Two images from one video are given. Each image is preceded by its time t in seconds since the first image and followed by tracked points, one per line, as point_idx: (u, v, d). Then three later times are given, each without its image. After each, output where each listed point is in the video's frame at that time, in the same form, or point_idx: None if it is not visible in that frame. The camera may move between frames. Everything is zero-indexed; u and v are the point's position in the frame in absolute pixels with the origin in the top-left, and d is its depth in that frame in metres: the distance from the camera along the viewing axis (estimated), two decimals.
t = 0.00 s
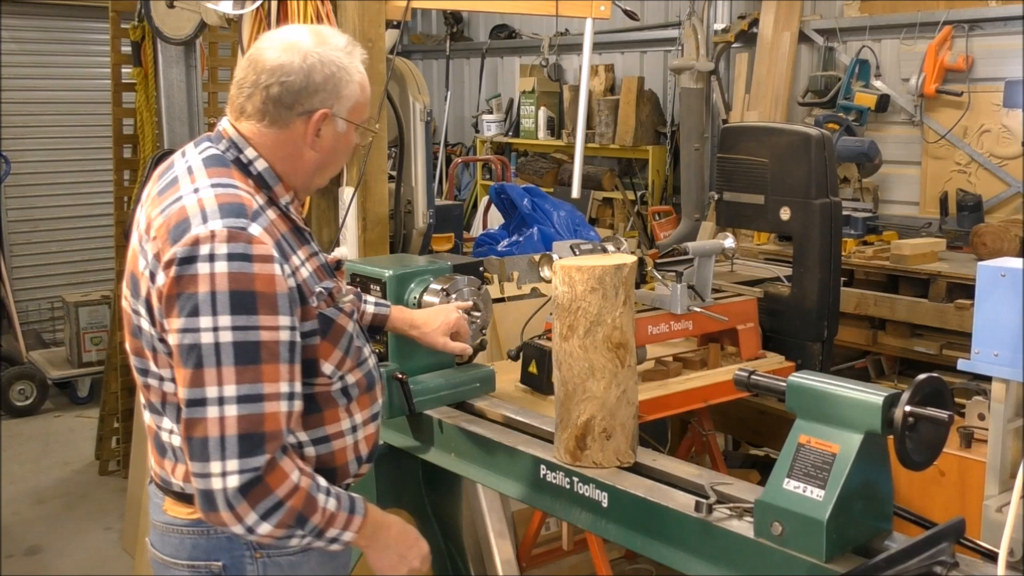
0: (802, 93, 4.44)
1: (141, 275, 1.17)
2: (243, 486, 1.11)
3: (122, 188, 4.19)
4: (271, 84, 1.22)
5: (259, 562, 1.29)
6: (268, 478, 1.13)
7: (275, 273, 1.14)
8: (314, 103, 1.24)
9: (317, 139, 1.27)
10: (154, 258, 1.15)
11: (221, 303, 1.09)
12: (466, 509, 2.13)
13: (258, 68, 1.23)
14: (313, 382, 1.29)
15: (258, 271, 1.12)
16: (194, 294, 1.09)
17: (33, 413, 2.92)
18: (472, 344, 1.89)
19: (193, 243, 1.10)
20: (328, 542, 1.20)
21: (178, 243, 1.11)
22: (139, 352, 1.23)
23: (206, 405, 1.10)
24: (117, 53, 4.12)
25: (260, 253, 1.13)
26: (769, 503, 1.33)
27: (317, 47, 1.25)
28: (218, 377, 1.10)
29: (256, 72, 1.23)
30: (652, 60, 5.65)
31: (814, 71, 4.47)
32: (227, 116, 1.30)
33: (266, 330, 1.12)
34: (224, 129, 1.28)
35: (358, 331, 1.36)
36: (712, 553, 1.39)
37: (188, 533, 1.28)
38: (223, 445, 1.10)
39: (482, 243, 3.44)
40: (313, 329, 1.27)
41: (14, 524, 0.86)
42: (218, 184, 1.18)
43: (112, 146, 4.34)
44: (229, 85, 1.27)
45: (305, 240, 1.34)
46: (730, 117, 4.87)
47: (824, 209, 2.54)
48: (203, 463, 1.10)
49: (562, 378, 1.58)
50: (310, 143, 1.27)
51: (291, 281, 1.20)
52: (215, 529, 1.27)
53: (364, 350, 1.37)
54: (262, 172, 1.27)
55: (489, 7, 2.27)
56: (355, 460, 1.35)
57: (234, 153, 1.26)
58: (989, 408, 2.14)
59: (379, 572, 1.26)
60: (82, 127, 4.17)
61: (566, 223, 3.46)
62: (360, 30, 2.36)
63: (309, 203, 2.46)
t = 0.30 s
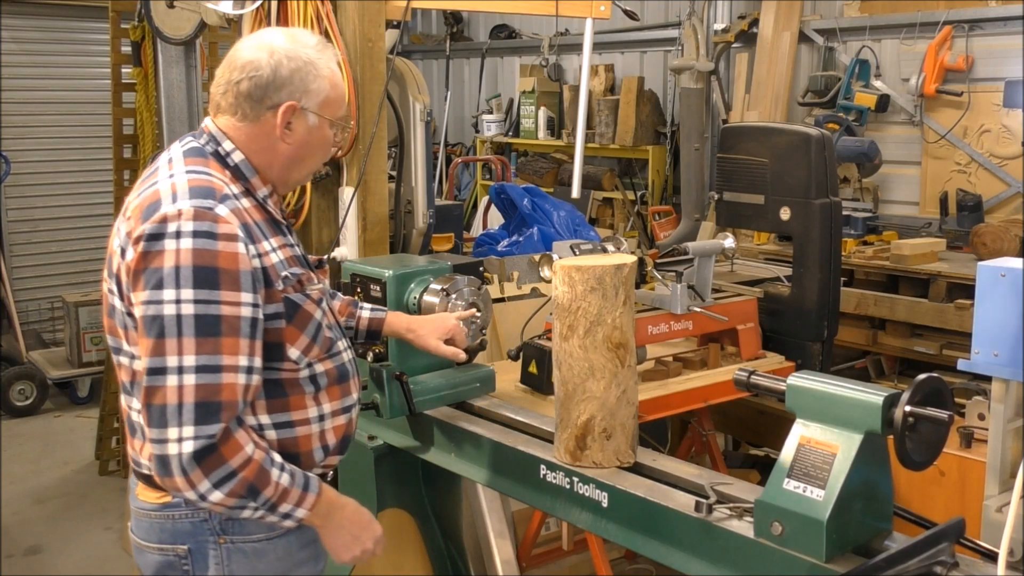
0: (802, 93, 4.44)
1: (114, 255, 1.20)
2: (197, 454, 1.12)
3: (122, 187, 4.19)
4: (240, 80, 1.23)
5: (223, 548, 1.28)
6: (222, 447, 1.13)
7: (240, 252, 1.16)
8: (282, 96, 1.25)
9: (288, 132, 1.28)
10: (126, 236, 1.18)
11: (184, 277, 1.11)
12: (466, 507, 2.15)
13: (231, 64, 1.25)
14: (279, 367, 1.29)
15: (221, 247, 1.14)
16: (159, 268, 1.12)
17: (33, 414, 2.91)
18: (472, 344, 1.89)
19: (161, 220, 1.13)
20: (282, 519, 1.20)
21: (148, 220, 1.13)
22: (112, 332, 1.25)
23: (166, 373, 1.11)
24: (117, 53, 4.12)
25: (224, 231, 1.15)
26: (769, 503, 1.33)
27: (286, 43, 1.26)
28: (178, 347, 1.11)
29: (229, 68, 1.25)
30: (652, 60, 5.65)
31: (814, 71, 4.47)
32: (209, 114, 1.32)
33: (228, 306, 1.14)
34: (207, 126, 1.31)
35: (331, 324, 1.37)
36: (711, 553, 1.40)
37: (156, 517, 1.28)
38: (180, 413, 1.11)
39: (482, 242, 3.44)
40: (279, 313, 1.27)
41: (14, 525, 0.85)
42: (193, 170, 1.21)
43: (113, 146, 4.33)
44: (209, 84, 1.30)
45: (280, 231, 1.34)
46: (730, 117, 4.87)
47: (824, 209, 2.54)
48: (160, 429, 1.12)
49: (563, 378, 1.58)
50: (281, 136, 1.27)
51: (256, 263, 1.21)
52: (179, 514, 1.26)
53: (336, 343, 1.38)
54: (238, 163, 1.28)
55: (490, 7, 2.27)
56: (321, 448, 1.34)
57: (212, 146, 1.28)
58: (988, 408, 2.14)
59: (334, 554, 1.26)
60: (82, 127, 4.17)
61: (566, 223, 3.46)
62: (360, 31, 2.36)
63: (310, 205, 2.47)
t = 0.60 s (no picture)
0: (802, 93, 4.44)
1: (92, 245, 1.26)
2: (158, 431, 1.16)
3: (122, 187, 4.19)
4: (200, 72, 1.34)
5: (209, 541, 1.33)
6: (185, 427, 1.17)
7: (204, 237, 1.21)
8: (217, 75, 1.31)
9: (230, 113, 1.32)
10: (100, 225, 1.24)
11: (147, 259, 1.17)
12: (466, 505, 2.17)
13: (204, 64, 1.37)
14: (255, 358, 1.31)
15: (185, 232, 1.19)
16: (126, 251, 1.17)
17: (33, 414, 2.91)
18: (472, 344, 1.89)
19: (130, 206, 1.19)
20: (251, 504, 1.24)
21: (117, 206, 1.20)
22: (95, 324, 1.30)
23: (130, 352, 1.16)
24: (116, 54, 4.12)
25: (189, 216, 1.20)
26: (769, 504, 1.33)
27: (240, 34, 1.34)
28: (141, 327, 1.16)
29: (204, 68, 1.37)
30: (652, 60, 5.65)
31: (814, 71, 4.46)
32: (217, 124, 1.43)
33: (190, 288, 1.19)
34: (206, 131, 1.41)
35: (313, 320, 1.39)
36: (711, 553, 1.40)
37: (144, 510, 1.33)
38: (142, 392, 1.15)
39: (482, 243, 3.43)
40: (248, 301, 1.29)
41: (15, 524, 0.86)
42: (170, 165, 1.28)
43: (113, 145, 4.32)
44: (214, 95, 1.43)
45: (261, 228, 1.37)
46: (730, 117, 4.86)
47: (824, 209, 2.54)
48: (125, 408, 1.16)
49: (562, 378, 1.58)
50: (224, 117, 1.32)
51: (223, 251, 1.24)
52: (166, 508, 1.31)
53: (319, 338, 1.39)
54: (216, 159, 1.34)
55: (490, 7, 2.27)
56: (299, 442, 1.36)
57: (195, 144, 1.35)
58: (988, 408, 2.15)
59: (309, 543, 1.28)
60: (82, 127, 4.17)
61: (566, 223, 3.47)
62: (360, 32, 2.35)
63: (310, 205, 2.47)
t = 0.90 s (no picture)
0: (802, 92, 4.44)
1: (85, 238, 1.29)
2: (122, 423, 1.17)
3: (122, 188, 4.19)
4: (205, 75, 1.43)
5: (196, 540, 1.35)
6: (151, 420, 1.19)
7: (184, 233, 1.23)
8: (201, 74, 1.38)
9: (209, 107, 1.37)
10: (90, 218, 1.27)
11: (125, 253, 1.19)
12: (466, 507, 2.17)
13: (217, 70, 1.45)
14: (241, 357, 1.31)
15: (164, 227, 1.21)
16: (108, 244, 1.20)
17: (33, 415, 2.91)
18: (472, 344, 1.89)
19: (116, 201, 1.23)
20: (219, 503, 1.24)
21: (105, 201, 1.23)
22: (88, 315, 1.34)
23: (102, 343, 1.18)
24: (116, 54, 4.12)
25: (170, 213, 1.23)
26: (770, 503, 1.33)
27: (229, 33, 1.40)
28: (114, 319, 1.18)
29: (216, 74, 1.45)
30: (653, 59, 5.65)
31: (814, 71, 4.46)
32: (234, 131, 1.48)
33: (167, 282, 1.20)
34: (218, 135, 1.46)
35: (304, 321, 1.39)
36: (710, 552, 1.40)
37: (137, 504, 1.35)
38: (111, 382, 1.17)
39: (482, 243, 3.43)
40: (230, 299, 1.29)
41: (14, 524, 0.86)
42: (167, 161, 1.31)
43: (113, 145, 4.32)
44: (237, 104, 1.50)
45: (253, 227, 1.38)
46: (730, 117, 4.86)
47: (824, 209, 2.54)
48: (96, 398, 1.18)
49: (562, 378, 1.58)
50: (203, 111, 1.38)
51: (203, 249, 1.26)
52: (157, 504, 1.33)
53: (310, 341, 1.39)
54: (211, 159, 1.36)
55: (489, 7, 2.27)
56: (283, 443, 1.36)
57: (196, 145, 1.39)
58: (988, 408, 2.15)
59: (282, 549, 1.29)
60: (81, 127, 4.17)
61: (566, 223, 3.47)
62: (360, 32, 2.35)
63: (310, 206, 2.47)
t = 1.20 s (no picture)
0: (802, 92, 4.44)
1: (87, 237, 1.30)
2: (116, 428, 1.17)
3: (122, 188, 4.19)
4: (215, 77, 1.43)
5: (193, 540, 1.35)
6: (146, 425, 1.18)
7: (184, 238, 1.23)
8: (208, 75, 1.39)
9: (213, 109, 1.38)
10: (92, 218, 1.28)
11: (125, 256, 1.19)
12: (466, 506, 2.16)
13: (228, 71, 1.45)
14: (241, 361, 1.31)
15: (165, 232, 1.21)
16: (109, 246, 1.20)
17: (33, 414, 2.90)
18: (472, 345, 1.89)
19: (118, 203, 1.23)
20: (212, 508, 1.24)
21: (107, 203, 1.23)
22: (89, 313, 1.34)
23: (99, 346, 1.18)
24: (116, 54, 4.12)
25: (170, 216, 1.22)
26: (770, 504, 1.33)
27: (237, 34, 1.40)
28: (112, 322, 1.18)
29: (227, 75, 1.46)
30: (653, 59, 5.65)
31: (814, 71, 4.46)
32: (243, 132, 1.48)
33: (167, 287, 1.20)
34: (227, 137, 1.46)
35: (306, 325, 1.39)
36: (709, 552, 1.40)
37: (136, 502, 1.35)
38: (107, 386, 1.17)
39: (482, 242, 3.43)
40: (231, 304, 1.29)
41: (15, 524, 0.86)
42: (172, 163, 1.31)
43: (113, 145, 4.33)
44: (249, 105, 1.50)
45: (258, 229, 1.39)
46: (730, 117, 4.86)
47: (824, 209, 2.54)
48: (92, 401, 1.18)
49: (562, 378, 1.58)
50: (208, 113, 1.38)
51: (203, 253, 1.26)
52: (155, 503, 1.33)
53: (312, 345, 1.39)
54: (217, 161, 1.36)
55: (489, 7, 2.27)
56: (281, 447, 1.36)
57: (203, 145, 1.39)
58: (988, 408, 2.15)
59: (276, 553, 1.29)
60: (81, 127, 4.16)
61: (566, 223, 3.47)
62: (360, 32, 2.35)
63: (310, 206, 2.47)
